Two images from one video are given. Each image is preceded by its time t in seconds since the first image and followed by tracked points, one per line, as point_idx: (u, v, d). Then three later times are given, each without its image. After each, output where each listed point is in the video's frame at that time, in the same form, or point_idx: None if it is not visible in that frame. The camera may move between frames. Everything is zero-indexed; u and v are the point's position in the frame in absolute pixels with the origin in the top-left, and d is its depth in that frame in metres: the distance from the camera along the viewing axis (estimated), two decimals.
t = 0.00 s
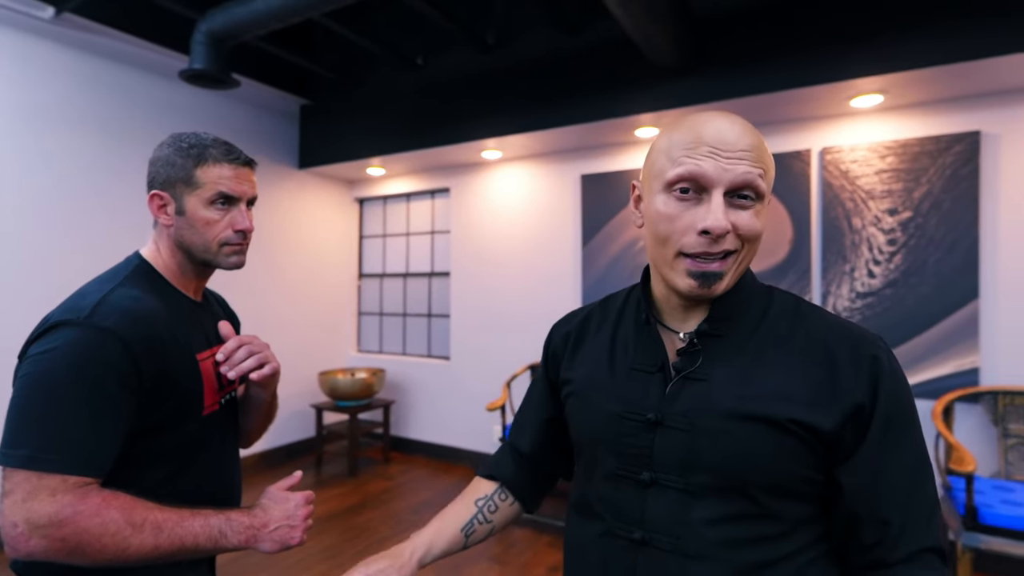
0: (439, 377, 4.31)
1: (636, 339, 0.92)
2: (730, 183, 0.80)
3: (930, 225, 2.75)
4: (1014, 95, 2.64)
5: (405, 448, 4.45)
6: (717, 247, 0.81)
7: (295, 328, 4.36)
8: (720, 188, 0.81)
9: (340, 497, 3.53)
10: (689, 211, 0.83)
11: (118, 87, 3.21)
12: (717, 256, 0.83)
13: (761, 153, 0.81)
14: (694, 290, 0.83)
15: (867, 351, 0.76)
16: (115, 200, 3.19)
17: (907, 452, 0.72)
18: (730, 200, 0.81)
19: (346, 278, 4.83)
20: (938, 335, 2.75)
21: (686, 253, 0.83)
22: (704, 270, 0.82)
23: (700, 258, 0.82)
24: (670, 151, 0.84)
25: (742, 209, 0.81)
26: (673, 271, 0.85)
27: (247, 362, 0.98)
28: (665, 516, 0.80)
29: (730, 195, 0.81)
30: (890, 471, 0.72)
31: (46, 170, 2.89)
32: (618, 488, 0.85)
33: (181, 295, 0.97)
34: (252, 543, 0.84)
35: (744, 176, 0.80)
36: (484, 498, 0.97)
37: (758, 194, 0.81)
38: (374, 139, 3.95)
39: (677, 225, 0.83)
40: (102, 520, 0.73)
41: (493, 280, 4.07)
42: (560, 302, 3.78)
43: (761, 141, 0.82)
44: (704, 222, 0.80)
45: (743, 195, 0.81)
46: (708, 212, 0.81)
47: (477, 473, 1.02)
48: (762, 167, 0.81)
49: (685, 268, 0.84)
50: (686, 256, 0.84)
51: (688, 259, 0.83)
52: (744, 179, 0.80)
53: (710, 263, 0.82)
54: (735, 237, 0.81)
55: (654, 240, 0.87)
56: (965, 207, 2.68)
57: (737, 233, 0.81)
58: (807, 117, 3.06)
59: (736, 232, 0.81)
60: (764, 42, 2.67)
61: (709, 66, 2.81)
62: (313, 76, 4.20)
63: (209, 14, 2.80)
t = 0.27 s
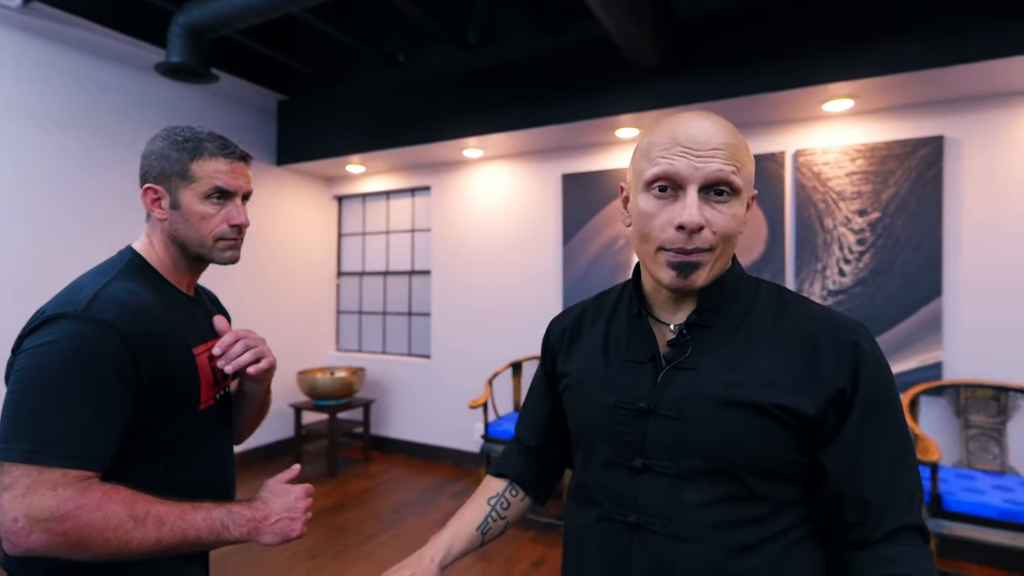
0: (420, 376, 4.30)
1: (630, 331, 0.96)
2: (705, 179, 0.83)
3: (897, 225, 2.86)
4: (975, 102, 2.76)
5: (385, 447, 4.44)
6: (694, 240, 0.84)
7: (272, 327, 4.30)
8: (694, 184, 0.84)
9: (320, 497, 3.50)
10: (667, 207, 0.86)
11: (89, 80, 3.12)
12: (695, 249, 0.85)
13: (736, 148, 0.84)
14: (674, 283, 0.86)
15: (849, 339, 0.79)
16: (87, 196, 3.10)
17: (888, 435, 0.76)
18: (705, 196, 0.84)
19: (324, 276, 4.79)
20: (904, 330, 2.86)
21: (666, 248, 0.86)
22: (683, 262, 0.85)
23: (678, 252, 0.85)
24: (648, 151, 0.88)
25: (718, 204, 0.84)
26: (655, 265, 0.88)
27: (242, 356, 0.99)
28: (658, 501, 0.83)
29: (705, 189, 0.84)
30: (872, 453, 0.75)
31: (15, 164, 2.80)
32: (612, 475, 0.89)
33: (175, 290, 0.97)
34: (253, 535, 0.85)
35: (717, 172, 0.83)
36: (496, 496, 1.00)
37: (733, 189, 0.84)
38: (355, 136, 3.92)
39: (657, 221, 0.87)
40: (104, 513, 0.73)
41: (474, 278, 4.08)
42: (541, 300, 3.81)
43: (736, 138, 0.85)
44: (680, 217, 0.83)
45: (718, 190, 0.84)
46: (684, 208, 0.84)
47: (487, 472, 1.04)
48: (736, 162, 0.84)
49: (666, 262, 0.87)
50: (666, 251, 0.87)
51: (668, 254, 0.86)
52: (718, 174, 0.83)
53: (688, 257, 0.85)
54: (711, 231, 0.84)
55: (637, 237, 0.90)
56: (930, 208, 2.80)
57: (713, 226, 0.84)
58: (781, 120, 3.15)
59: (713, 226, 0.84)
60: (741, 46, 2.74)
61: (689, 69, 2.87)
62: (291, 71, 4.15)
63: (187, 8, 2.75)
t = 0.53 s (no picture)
0: (405, 374, 4.31)
1: (624, 321, 1.02)
2: (664, 176, 0.89)
3: (871, 226, 2.96)
4: (945, 108, 2.88)
5: (369, 446, 4.44)
6: (655, 232, 0.90)
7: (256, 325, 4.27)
8: (654, 181, 0.90)
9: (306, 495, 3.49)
10: (633, 204, 0.93)
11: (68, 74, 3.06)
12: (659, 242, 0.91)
13: (697, 146, 0.89)
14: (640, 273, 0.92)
15: (829, 324, 0.85)
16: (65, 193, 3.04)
17: (867, 415, 0.80)
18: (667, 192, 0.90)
19: (308, 274, 4.76)
20: (877, 327, 2.97)
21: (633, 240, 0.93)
22: (646, 253, 0.91)
23: (642, 243, 0.91)
24: (628, 154, 0.96)
25: (680, 199, 0.90)
26: (628, 257, 0.95)
27: (249, 353, 1.00)
28: (647, 478, 0.89)
29: (665, 186, 0.90)
30: (851, 431, 0.80)
31: None
32: (605, 454, 0.95)
33: (181, 289, 0.99)
34: (263, 529, 0.87)
35: (674, 169, 0.89)
36: (505, 472, 1.09)
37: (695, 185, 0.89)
38: (339, 134, 3.91)
39: (627, 216, 0.94)
40: (120, 508, 0.75)
41: (459, 277, 4.11)
42: (526, 298, 3.85)
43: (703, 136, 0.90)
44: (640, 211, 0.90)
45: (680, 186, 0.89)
46: (644, 202, 0.90)
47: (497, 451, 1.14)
48: (700, 159, 0.89)
49: (635, 254, 0.93)
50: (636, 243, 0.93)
51: (635, 245, 0.92)
52: (677, 171, 0.89)
53: (652, 248, 0.91)
54: (673, 224, 0.89)
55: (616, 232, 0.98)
56: (902, 210, 2.91)
57: (673, 220, 0.89)
58: (761, 123, 3.24)
59: (673, 219, 0.89)
60: (723, 50, 2.81)
61: (673, 72, 2.93)
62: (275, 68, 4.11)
63: (171, 3, 2.73)
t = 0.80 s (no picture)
0: (394, 371, 4.31)
1: (622, 318, 1.05)
2: (614, 187, 0.94)
3: (853, 225, 3.04)
4: (925, 111, 2.96)
5: (358, 444, 4.43)
6: (606, 240, 0.96)
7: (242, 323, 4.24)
8: (607, 191, 0.96)
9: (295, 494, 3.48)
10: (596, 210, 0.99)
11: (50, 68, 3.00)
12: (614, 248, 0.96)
13: (650, 159, 0.91)
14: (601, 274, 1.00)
15: (816, 321, 0.88)
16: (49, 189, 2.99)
17: (852, 412, 0.84)
18: (619, 201, 0.94)
19: (295, 272, 4.73)
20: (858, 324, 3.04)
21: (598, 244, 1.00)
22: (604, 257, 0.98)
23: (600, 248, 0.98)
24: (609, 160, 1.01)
25: (628, 209, 0.93)
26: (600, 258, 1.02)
27: (257, 351, 1.01)
28: (639, 468, 0.93)
29: (617, 196, 0.94)
30: (836, 425, 0.83)
31: None
32: (600, 445, 0.98)
33: (187, 287, 1.01)
34: (272, 526, 0.88)
35: (620, 181, 0.93)
36: (511, 431, 1.18)
37: (642, 195, 0.91)
38: (328, 131, 3.89)
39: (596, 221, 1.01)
40: (134, 506, 0.76)
41: (448, 274, 4.12)
42: (516, 296, 3.88)
43: (657, 145, 0.91)
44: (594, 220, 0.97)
45: (630, 196, 0.93)
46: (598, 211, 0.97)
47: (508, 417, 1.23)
48: (646, 171, 0.91)
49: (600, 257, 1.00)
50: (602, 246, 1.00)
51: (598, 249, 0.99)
52: (623, 183, 0.93)
53: (607, 253, 0.97)
54: (623, 233, 0.94)
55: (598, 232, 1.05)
56: (883, 210, 2.98)
57: (620, 229, 0.94)
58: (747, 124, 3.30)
59: (620, 228, 0.94)
60: (712, 52, 2.85)
61: (662, 73, 2.97)
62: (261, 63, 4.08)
63: None
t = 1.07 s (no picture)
0: (389, 368, 4.30)
1: (630, 314, 1.06)
2: (670, 185, 0.92)
3: (846, 222, 3.08)
4: (917, 110, 3.00)
5: (353, 440, 4.42)
6: (668, 240, 0.93)
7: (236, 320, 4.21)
8: (661, 191, 0.93)
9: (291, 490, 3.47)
10: (641, 214, 0.95)
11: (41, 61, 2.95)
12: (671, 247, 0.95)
13: (698, 154, 0.91)
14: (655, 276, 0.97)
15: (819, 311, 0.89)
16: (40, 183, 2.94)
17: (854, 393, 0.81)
18: (673, 199, 0.93)
19: (288, 268, 4.70)
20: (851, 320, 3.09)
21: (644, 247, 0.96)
22: (661, 259, 0.95)
23: (655, 250, 0.95)
24: (627, 162, 0.97)
25: (686, 205, 0.93)
26: (640, 262, 0.99)
27: (272, 346, 1.01)
28: (654, 461, 0.94)
29: (670, 195, 0.93)
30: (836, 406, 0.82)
31: None
32: (614, 441, 0.99)
33: (198, 280, 1.01)
34: (289, 520, 0.88)
35: (679, 178, 0.91)
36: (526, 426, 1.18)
37: (700, 189, 0.92)
38: (322, 126, 3.86)
39: (636, 224, 0.96)
40: (155, 500, 0.76)
41: (444, 271, 4.11)
42: (512, 292, 3.88)
43: (697, 142, 0.92)
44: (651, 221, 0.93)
45: (686, 192, 0.92)
46: (653, 211, 0.93)
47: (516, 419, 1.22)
48: (702, 167, 0.92)
49: (648, 260, 0.97)
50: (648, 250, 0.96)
51: (648, 253, 0.96)
52: (681, 180, 0.91)
53: (667, 254, 0.95)
54: (684, 229, 0.93)
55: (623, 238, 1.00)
56: (876, 208, 3.02)
57: (683, 226, 0.93)
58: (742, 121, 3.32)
59: (683, 225, 0.93)
60: (709, 50, 2.87)
61: (659, 70, 2.99)
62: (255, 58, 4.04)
63: None
